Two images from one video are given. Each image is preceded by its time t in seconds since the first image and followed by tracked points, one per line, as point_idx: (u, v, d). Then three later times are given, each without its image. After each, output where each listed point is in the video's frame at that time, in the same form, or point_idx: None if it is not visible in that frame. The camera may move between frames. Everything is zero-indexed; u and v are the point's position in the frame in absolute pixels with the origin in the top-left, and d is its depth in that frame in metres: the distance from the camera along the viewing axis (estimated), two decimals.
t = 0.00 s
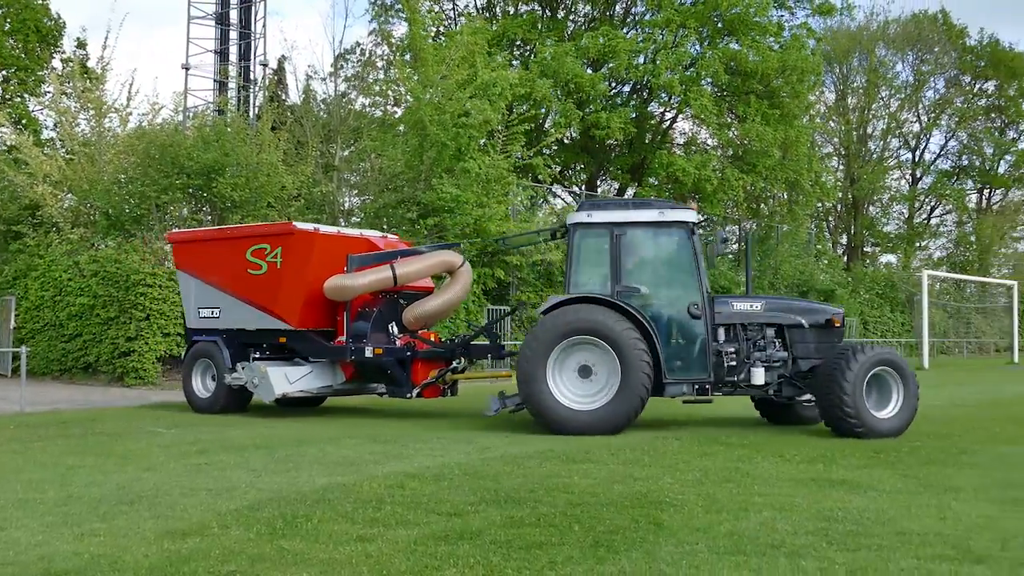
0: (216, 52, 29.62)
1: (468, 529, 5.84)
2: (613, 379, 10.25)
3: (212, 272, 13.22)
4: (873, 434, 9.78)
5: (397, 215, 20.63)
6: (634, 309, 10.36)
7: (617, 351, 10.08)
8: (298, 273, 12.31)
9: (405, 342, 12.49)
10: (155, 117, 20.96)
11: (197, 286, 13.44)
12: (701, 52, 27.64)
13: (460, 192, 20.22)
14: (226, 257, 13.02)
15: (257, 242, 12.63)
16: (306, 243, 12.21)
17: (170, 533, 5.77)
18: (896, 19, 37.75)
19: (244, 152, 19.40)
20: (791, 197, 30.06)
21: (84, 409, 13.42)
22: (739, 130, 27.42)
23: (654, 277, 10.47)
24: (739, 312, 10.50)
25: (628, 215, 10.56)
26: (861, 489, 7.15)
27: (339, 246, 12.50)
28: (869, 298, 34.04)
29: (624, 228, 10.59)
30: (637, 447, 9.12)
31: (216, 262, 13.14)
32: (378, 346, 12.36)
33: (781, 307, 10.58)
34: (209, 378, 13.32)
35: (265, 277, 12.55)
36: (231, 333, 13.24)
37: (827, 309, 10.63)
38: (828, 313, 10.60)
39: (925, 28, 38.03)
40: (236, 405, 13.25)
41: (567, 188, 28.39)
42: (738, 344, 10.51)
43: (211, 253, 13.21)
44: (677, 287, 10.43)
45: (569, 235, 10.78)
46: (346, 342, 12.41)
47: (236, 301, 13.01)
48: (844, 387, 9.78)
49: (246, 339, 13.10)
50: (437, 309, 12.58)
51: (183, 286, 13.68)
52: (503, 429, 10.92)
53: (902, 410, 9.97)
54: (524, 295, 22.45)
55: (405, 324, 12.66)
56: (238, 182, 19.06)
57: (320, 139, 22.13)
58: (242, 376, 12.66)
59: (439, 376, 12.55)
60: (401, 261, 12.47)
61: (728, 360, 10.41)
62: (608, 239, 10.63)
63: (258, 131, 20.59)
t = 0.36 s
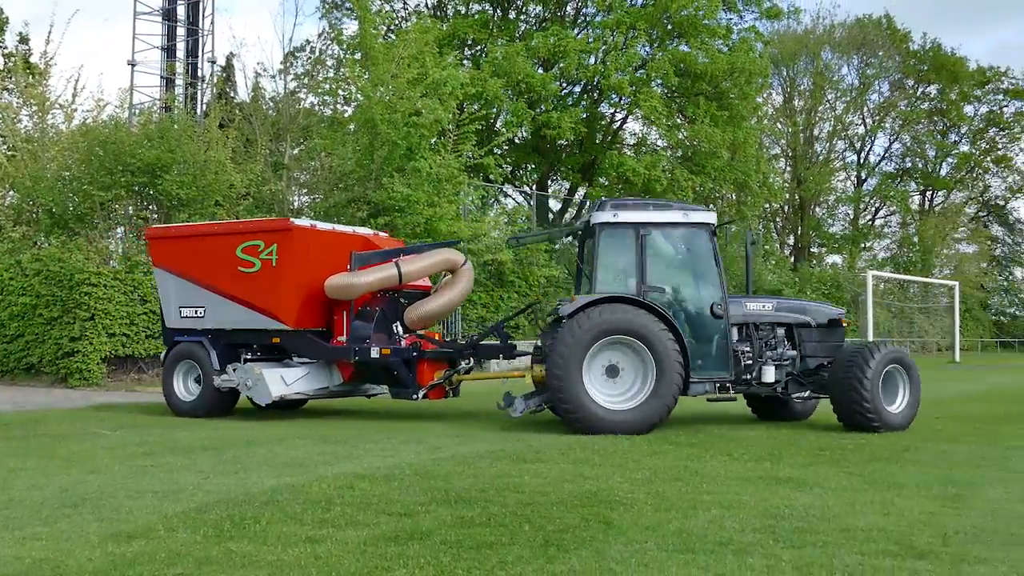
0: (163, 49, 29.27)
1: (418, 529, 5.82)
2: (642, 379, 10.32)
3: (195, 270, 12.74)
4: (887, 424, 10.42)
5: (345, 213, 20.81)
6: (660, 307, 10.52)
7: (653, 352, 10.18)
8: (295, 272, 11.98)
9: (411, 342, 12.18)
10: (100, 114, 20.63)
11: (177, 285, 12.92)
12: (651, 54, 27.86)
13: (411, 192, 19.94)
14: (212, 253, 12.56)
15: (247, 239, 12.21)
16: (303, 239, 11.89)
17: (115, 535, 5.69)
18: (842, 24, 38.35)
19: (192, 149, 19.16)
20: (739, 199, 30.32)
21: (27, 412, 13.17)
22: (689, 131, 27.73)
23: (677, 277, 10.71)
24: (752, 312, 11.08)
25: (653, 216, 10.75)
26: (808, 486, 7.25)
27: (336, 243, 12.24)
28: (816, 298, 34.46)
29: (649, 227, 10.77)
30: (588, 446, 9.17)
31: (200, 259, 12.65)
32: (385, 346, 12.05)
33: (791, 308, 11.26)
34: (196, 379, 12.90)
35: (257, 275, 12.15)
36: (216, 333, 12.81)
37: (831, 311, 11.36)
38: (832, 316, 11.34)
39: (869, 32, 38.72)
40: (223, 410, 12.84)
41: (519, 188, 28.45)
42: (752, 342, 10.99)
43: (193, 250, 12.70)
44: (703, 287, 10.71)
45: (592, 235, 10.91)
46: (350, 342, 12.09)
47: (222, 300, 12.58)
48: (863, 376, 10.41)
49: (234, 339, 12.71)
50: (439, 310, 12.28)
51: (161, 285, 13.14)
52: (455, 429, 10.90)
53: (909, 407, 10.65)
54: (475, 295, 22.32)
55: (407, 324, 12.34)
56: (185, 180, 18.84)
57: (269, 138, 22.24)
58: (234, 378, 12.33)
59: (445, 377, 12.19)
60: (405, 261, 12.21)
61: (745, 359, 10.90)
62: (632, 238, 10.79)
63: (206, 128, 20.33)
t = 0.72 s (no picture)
0: (112, 46, 28.84)
1: (372, 530, 5.79)
2: (673, 380, 10.53)
3: (190, 269, 12.40)
4: (889, 418, 11.12)
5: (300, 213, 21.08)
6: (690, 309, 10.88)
7: (687, 350, 10.40)
8: (304, 270, 11.81)
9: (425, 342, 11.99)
10: (47, 110, 20.24)
11: (170, 284, 12.58)
12: (605, 55, 27.99)
13: (366, 192, 19.73)
14: (210, 251, 12.24)
15: (251, 236, 11.95)
16: (313, 237, 11.73)
17: (62, 540, 5.59)
18: (794, 27, 38.75)
19: (143, 148, 18.89)
20: (693, 199, 30.51)
21: None
22: (643, 132, 27.84)
23: (701, 279, 11.10)
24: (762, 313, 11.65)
25: (677, 221, 11.05)
26: (760, 485, 7.33)
27: (345, 240, 12.10)
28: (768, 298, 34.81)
29: (674, 230, 11.08)
30: (544, 446, 9.18)
31: (195, 258, 12.32)
32: (403, 347, 11.90)
33: (794, 311, 11.92)
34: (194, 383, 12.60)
35: (261, 273, 11.90)
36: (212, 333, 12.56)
37: (824, 311, 12.13)
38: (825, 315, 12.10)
39: (820, 36, 39.25)
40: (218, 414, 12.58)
41: (473, 189, 28.41)
42: (761, 342, 11.57)
43: (188, 248, 12.37)
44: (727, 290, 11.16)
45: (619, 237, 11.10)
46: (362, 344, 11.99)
47: (221, 299, 12.31)
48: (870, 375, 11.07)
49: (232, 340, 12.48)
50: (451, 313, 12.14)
51: (150, 284, 12.76)
52: (412, 429, 10.88)
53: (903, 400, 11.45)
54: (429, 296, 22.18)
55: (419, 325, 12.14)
56: (135, 178, 18.60)
57: (221, 136, 22.05)
58: (238, 380, 12.21)
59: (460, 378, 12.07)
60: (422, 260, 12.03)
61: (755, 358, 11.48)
62: (660, 241, 11.05)
63: (157, 127, 20.01)
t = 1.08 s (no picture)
0: (75, 43, 28.51)
1: (338, 531, 5.77)
2: (707, 379, 10.79)
3: (203, 267, 12.01)
4: (887, 412, 11.86)
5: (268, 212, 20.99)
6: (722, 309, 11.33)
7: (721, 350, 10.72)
8: (331, 269, 11.58)
9: (457, 343, 11.93)
10: (7, 107, 19.97)
11: (182, 283, 12.19)
12: (573, 55, 28.05)
13: (333, 191, 19.63)
14: (226, 249, 11.88)
15: (273, 235, 11.63)
16: (340, 235, 11.52)
17: (23, 543, 5.52)
18: (760, 29, 39.00)
19: (106, 147, 18.63)
20: (659, 199, 30.63)
21: None
22: (610, 133, 27.91)
23: (727, 281, 11.58)
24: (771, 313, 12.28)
25: (709, 225, 11.50)
26: (727, 484, 7.37)
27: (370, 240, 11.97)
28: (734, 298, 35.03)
29: (704, 234, 11.53)
30: (511, 446, 9.18)
31: (210, 255, 11.94)
32: (437, 347, 11.77)
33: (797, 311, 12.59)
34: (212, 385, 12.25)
35: (284, 273, 11.60)
36: (229, 334, 12.25)
37: (823, 311, 12.82)
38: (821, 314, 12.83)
39: (785, 37, 39.58)
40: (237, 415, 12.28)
41: (440, 188, 28.36)
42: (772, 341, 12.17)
43: (201, 245, 11.98)
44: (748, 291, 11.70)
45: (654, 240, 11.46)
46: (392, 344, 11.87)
47: (238, 299, 11.98)
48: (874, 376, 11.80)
49: (253, 341, 12.20)
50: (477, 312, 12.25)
51: (160, 284, 12.34)
52: (381, 430, 10.84)
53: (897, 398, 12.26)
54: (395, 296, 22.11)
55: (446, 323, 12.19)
56: (98, 177, 18.40)
57: (186, 135, 21.70)
58: (262, 381, 11.92)
59: (490, 377, 11.96)
60: (449, 261, 12.20)
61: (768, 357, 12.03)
62: (692, 243, 11.47)
63: (121, 125, 19.78)
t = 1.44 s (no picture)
0: (34, 39, 28.16)
1: (303, 532, 5.73)
2: (730, 378, 11.16)
3: (223, 265, 11.67)
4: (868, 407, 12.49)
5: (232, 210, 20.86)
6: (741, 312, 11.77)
7: (747, 348, 11.11)
8: (361, 269, 11.46)
9: (486, 342, 11.81)
10: None
11: (198, 284, 11.82)
12: (538, 55, 28.07)
13: (297, 190, 19.58)
14: (247, 248, 11.60)
15: (300, 233, 11.46)
16: (370, 235, 11.43)
17: None
18: (724, 31, 39.24)
19: (65, 146, 18.46)
20: (624, 200, 30.75)
21: None
22: (576, 133, 27.95)
23: (738, 283, 12.07)
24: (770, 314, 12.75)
25: (736, 230, 11.95)
26: (692, 483, 7.41)
27: (397, 242, 11.92)
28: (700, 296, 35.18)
29: (720, 238, 11.93)
30: (477, 446, 9.18)
31: (231, 253, 11.63)
32: (468, 346, 11.70)
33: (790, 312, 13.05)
34: (229, 386, 11.84)
35: (313, 272, 11.43)
36: (251, 334, 11.87)
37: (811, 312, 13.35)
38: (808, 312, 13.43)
39: (749, 39, 39.91)
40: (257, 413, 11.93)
41: (406, 188, 28.29)
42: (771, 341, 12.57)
43: (220, 244, 11.67)
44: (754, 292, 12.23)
45: (676, 244, 11.79)
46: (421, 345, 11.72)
47: (260, 298, 11.69)
48: (859, 373, 12.32)
49: (275, 342, 11.86)
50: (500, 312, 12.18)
51: (173, 284, 11.91)
52: (346, 430, 10.81)
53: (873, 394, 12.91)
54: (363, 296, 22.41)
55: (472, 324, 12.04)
56: (58, 175, 18.22)
57: (149, 134, 22.15)
58: (290, 383, 11.60)
59: (516, 377, 11.90)
60: (474, 263, 12.11)
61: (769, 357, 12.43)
62: (710, 247, 11.85)
63: (82, 122, 19.50)
